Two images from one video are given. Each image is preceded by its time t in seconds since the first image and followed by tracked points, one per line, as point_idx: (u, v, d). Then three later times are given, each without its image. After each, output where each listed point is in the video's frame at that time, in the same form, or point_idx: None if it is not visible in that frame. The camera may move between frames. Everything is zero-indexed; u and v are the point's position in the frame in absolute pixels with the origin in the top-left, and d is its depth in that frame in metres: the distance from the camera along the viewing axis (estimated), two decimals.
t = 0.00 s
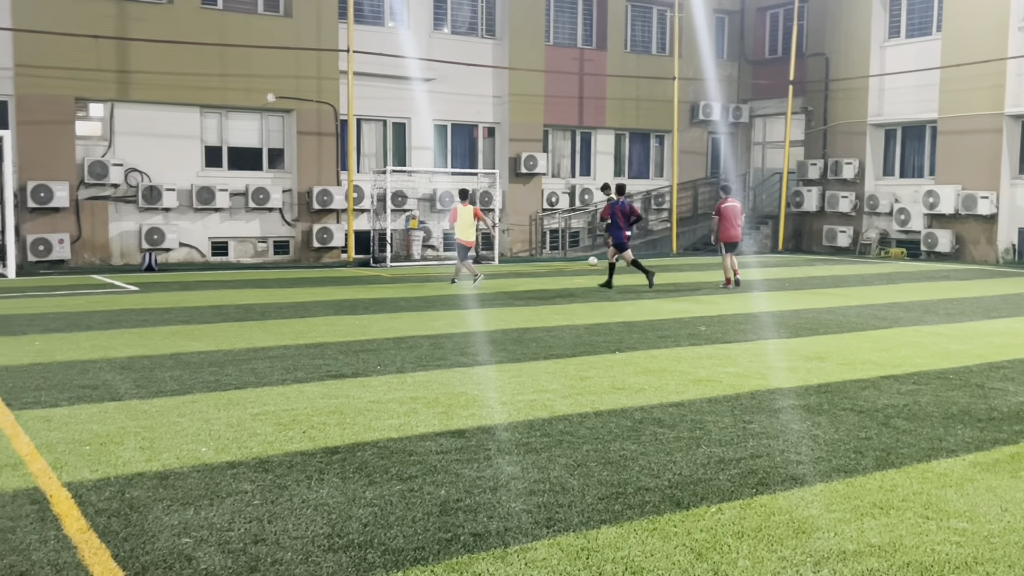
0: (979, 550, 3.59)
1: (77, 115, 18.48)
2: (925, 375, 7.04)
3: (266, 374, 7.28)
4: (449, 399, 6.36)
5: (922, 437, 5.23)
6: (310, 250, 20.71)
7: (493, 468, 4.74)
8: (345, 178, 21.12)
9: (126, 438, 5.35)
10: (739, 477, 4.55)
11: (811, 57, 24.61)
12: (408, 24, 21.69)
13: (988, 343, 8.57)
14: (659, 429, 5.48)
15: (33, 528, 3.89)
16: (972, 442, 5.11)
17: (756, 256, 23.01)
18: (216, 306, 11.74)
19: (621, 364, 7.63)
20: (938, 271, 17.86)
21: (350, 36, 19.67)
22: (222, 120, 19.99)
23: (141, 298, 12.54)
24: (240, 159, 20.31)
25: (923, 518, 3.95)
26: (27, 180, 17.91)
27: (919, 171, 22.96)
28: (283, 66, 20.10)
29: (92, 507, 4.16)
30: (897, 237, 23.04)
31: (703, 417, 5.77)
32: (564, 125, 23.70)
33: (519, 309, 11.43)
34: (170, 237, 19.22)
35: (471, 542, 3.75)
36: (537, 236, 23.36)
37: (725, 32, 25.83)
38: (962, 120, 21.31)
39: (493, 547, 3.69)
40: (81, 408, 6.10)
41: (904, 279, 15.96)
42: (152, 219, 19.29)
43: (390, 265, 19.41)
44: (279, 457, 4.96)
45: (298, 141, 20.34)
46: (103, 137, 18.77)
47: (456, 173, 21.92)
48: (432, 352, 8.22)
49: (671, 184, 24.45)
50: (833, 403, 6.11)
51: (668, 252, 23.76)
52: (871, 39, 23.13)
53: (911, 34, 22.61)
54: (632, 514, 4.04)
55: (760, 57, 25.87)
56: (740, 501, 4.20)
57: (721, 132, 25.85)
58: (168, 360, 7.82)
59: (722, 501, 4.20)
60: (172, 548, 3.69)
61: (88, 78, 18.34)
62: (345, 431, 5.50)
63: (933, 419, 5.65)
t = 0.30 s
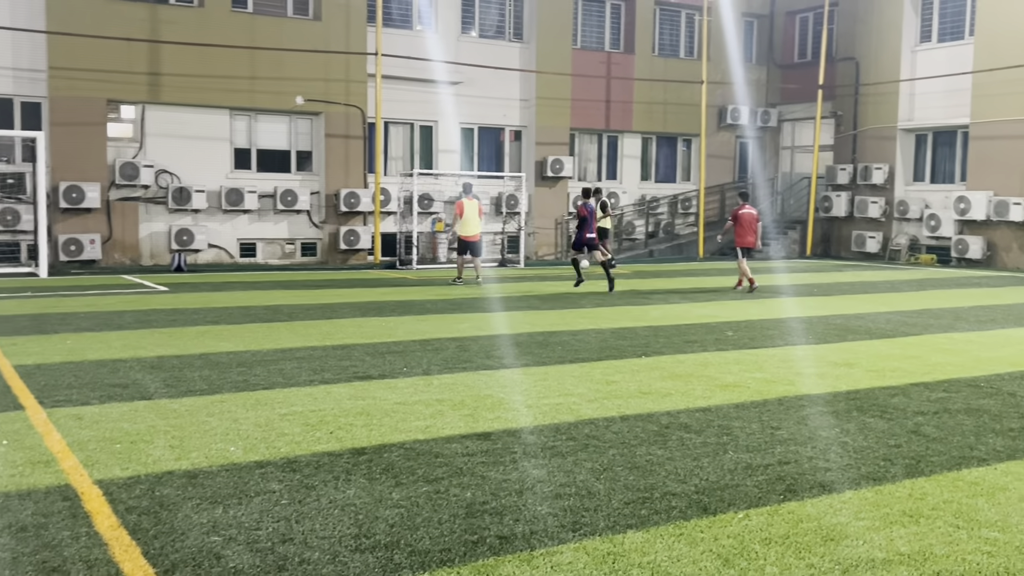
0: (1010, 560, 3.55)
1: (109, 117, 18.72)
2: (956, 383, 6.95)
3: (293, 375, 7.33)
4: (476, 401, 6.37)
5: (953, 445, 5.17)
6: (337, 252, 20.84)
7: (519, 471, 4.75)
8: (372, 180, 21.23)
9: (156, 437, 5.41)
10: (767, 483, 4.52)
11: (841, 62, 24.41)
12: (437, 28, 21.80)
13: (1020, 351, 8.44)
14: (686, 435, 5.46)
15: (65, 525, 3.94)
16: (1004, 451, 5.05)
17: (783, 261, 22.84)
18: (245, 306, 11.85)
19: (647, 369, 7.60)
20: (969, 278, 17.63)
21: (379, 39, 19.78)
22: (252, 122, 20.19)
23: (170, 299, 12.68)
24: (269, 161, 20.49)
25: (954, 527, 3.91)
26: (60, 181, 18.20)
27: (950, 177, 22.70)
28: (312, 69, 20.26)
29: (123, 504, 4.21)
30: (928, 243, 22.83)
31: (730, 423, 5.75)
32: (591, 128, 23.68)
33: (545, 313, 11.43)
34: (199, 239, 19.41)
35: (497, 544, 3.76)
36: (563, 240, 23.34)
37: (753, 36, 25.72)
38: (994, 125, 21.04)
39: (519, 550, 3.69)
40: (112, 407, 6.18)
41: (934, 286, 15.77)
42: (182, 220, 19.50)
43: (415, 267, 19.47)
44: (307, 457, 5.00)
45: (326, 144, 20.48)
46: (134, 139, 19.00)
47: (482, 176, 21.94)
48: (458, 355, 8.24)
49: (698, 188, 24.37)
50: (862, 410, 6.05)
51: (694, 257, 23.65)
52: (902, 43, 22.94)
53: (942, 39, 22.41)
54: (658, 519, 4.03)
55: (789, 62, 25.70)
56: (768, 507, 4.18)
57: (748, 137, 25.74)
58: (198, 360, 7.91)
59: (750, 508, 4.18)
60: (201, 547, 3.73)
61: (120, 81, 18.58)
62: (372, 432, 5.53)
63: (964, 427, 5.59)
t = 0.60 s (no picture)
0: None
1: (131, 120, 18.86)
2: (977, 389, 6.88)
3: (311, 376, 7.36)
4: (493, 404, 6.37)
5: (974, 451, 5.12)
6: (356, 254, 20.92)
7: (536, 474, 4.74)
8: (391, 183, 21.30)
9: (175, 437, 5.44)
10: (785, 488, 4.49)
11: (862, 65, 24.27)
12: (456, 31, 21.86)
13: None
14: (703, 439, 5.44)
15: (85, 524, 3.97)
16: None
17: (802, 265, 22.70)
18: (263, 308, 11.91)
19: (664, 373, 7.57)
20: (990, 283, 17.46)
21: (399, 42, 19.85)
22: (272, 126, 20.30)
23: (190, 300, 12.76)
24: (289, 164, 20.60)
25: (974, 534, 3.87)
26: (82, 182, 18.35)
27: (972, 181, 22.51)
28: (332, 73, 20.37)
29: (142, 504, 4.24)
30: (949, 248, 22.62)
31: (748, 427, 5.72)
32: (610, 132, 23.66)
33: (562, 316, 11.42)
34: (219, 241, 19.56)
35: (513, 547, 3.75)
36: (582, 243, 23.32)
37: (774, 40, 25.65)
38: (1018, 129, 20.84)
39: (536, 553, 3.69)
40: (131, 407, 6.22)
41: (955, 291, 15.63)
42: (203, 223, 19.63)
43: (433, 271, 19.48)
44: (324, 459, 5.02)
45: (345, 147, 20.57)
46: (155, 142, 19.15)
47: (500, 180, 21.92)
48: (475, 358, 8.25)
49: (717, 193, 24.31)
50: (882, 416, 6.01)
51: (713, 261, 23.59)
52: (924, 47, 22.79)
53: (965, 42, 22.27)
54: (675, 524, 4.02)
55: (810, 65, 25.58)
56: (786, 512, 4.15)
57: (769, 140, 25.63)
58: (217, 361, 7.96)
59: (768, 512, 4.15)
60: (219, 546, 3.75)
61: (142, 84, 18.74)
62: (389, 434, 5.54)
63: (985, 433, 5.53)
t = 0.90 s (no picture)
0: None
1: (149, 127, 19.02)
2: (994, 395, 6.84)
3: (327, 381, 7.40)
4: (506, 409, 6.39)
5: (989, 458, 5.10)
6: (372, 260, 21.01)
7: (549, 479, 4.75)
8: (407, 190, 21.39)
9: (192, 441, 5.49)
10: (799, 494, 4.49)
11: (879, 71, 24.18)
12: (471, 38, 21.95)
13: None
14: (717, 445, 5.43)
15: (102, 526, 4.02)
16: None
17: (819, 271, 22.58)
18: (279, 314, 11.98)
19: (679, 378, 7.56)
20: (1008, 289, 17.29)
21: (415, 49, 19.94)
22: (289, 133, 20.43)
23: (207, 306, 12.85)
24: (306, 171, 20.71)
25: (989, 540, 3.85)
26: (101, 189, 18.52)
27: (990, 187, 22.35)
28: (349, 80, 20.50)
29: (159, 507, 4.29)
30: (967, 254, 22.46)
31: (762, 433, 5.71)
32: (625, 138, 23.65)
33: (577, 322, 11.42)
34: (236, 247, 19.66)
35: (526, 551, 3.77)
36: (597, 249, 23.30)
37: (790, 46, 25.62)
38: None
39: (548, 557, 3.70)
40: (149, 412, 6.28)
41: (973, 297, 15.53)
42: (220, 229, 19.76)
43: (449, 277, 19.53)
44: (339, 463, 5.05)
45: (362, 153, 20.69)
46: (174, 149, 19.30)
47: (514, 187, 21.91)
48: (489, 363, 8.28)
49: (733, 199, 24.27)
50: (897, 422, 5.98)
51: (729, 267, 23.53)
52: (941, 52, 22.68)
53: (983, 47, 22.17)
54: (688, 529, 4.02)
55: (826, 71, 25.52)
56: (799, 518, 4.15)
57: (784, 146, 25.55)
58: (233, 366, 8.02)
59: (780, 518, 4.15)
60: (235, 549, 3.78)
61: (162, 92, 18.92)
62: (403, 439, 5.57)
63: (1000, 440, 5.50)
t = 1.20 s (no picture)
0: None
1: (155, 134, 19.09)
2: (996, 401, 6.81)
3: (328, 388, 7.40)
4: (507, 416, 6.39)
5: (989, 463, 5.07)
6: (377, 267, 21.06)
7: (547, 486, 4.74)
8: (411, 196, 21.43)
9: (192, 449, 5.50)
10: (797, 500, 4.47)
11: (884, 76, 24.16)
12: (476, 45, 22.00)
13: None
14: (717, 451, 5.41)
15: (99, 534, 4.03)
16: None
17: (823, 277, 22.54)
18: (283, 321, 12.01)
19: (681, 385, 7.54)
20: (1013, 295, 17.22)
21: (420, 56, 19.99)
22: (295, 140, 20.49)
23: (212, 313, 12.88)
24: (311, 178, 20.76)
25: (986, 546, 3.83)
26: (107, 197, 18.60)
27: (995, 193, 22.28)
28: (355, 88, 20.56)
29: (156, 515, 4.29)
30: (972, 259, 22.46)
31: (762, 439, 5.70)
32: (630, 144, 23.64)
33: (580, 329, 11.41)
34: (241, 254, 19.76)
35: (522, 559, 3.76)
36: (601, 255, 23.33)
37: (795, 52, 25.61)
38: None
39: (544, 564, 3.69)
40: (150, 419, 6.29)
41: (978, 302, 15.47)
42: (225, 236, 19.81)
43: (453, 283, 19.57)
44: (338, 470, 5.05)
45: (367, 160, 20.74)
46: (179, 156, 19.36)
47: (517, 193, 21.89)
48: (490, 370, 8.27)
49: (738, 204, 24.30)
50: (898, 428, 5.96)
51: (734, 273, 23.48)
52: (945, 58, 22.64)
53: (987, 53, 22.13)
54: (685, 535, 4.01)
55: (831, 77, 25.52)
56: (797, 525, 4.13)
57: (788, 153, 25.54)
58: (235, 373, 8.04)
59: (778, 524, 4.13)
60: (231, 557, 3.78)
61: (168, 100, 19.00)
62: (402, 445, 5.57)
63: (1001, 445, 5.47)
